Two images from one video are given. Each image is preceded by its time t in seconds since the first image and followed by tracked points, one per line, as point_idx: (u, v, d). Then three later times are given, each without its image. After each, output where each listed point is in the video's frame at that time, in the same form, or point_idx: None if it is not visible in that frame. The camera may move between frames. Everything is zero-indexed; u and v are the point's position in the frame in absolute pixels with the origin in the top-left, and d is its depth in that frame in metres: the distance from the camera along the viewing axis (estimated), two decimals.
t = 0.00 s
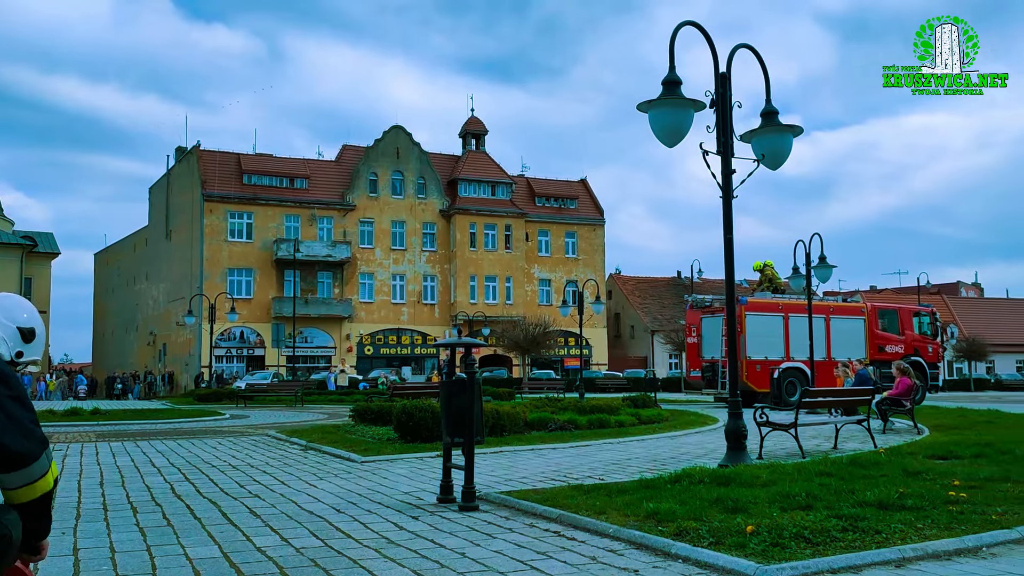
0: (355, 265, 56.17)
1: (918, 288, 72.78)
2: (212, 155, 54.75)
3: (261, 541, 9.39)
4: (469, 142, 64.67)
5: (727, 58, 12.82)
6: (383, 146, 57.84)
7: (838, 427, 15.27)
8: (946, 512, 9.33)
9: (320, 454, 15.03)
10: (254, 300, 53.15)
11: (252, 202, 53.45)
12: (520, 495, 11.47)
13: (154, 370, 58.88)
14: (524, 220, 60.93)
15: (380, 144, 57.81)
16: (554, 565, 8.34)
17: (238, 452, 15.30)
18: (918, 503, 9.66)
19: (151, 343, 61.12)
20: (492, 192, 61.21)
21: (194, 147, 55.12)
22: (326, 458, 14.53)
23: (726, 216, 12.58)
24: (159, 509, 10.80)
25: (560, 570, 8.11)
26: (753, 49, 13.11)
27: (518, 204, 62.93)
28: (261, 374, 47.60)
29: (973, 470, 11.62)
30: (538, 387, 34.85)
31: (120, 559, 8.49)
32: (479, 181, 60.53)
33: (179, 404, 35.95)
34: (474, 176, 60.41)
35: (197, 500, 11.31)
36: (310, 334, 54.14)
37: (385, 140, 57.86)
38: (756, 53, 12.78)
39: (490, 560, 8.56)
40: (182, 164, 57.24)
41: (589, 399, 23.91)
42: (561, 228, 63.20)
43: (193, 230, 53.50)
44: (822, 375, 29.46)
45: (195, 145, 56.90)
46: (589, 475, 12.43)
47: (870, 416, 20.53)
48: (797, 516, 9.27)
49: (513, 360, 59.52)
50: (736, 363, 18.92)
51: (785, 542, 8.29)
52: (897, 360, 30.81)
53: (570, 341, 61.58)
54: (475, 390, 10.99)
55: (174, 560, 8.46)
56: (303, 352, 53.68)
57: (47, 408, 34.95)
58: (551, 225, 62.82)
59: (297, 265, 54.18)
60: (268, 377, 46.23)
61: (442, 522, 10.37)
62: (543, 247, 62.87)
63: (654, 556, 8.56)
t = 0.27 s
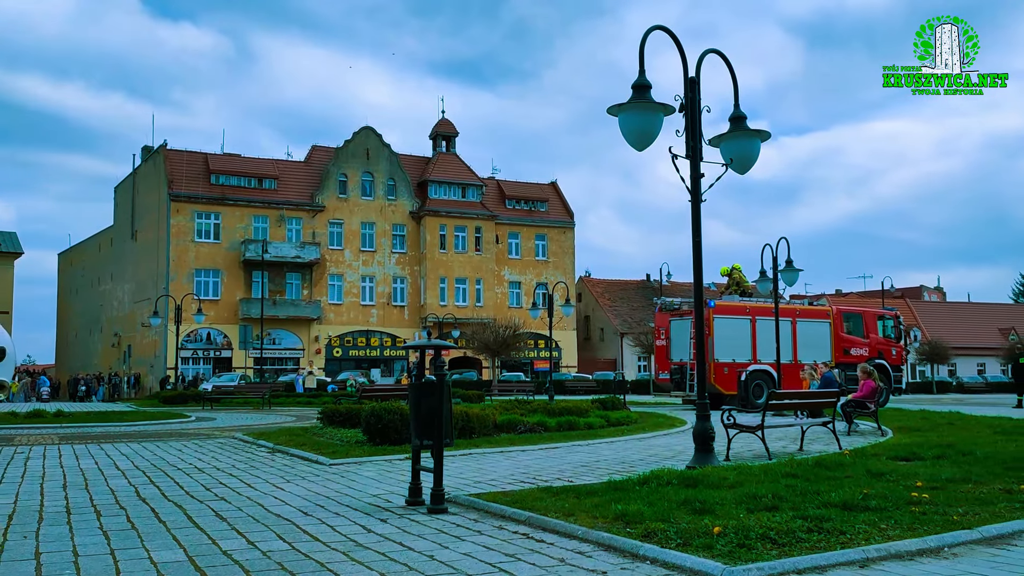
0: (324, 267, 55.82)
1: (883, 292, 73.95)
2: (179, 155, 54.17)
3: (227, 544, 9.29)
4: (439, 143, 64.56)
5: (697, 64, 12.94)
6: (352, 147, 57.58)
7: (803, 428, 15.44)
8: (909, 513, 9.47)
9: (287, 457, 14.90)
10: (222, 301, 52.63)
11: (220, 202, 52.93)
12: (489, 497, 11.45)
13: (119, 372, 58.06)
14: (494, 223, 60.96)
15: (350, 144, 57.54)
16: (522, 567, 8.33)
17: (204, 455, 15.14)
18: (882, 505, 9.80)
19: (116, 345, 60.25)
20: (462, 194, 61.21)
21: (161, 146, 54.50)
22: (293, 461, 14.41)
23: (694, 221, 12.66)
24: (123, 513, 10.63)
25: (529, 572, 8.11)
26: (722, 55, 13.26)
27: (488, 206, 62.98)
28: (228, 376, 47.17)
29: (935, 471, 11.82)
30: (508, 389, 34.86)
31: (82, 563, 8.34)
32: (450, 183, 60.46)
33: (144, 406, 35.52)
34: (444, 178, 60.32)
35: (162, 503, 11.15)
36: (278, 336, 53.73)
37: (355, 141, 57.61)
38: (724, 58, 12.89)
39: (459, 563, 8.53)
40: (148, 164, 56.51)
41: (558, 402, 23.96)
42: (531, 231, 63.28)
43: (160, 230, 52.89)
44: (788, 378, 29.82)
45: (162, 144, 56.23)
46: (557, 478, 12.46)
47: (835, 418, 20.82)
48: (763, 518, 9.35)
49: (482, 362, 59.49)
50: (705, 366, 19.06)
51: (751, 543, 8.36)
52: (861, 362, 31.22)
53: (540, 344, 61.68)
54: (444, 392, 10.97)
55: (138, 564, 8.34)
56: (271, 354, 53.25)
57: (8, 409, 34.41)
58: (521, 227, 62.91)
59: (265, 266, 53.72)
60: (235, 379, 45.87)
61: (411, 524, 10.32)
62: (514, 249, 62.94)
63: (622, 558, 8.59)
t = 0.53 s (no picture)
0: (294, 267, 55.41)
1: (850, 296, 74.94)
2: (147, 153, 53.50)
3: (195, 547, 9.19)
4: (411, 145, 64.33)
5: (669, 68, 13.02)
6: (323, 147, 57.21)
7: (771, 430, 15.60)
8: (875, 514, 9.61)
9: (256, 459, 14.76)
10: (190, 302, 52.04)
11: (188, 202, 52.34)
12: (460, 499, 11.44)
13: (84, 373, 57.16)
14: (466, 224, 60.89)
15: (321, 144, 57.17)
16: (493, 569, 8.33)
17: (172, 457, 14.95)
18: (848, 506, 9.93)
19: (81, 346, 59.30)
20: (434, 196, 61.09)
21: (128, 144, 53.76)
22: (262, 463, 14.28)
23: (666, 224, 12.75)
24: (89, 515, 10.46)
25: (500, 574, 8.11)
26: (693, 59, 13.34)
27: (460, 208, 62.89)
28: (196, 377, 46.62)
29: (900, 473, 12.01)
30: (479, 391, 34.81)
31: (47, 567, 8.20)
32: (421, 184, 60.28)
33: (110, 408, 34.96)
34: (416, 179, 60.12)
35: (129, 506, 11.00)
36: (247, 337, 53.21)
37: (326, 141, 57.24)
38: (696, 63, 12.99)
39: (430, 565, 8.51)
40: (116, 162, 55.72)
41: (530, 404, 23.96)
42: (503, 232, 63.29)
43: (127, 229, 52.18)
44: (757, 380, 30.08)
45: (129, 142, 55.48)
46: (528, 479, 12.47)
47: (803, 420, 21.07)
48: (732, 519, 9.44)
49: (453, 364, 59.41)
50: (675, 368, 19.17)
51: (720, 544, 8.43)
52: (828, 365, 31.52)
53: (511, 346, 61.71)
54: (415, 394, 10.94)
55: (104, 568, 8.21)
56: (239, 354, 52.72)
57: None
58: (492, 229, 62.90)
59: (235, 266, 53.22)
60: (203, 380, 45.35)
61: (381, 527, 10.28)
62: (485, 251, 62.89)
63: (592, 560, 8.63)
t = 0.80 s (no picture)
0: (260, 268, 54.90)
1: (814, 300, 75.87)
2: (111, 152, 52.72)
3: (158, 551, 9.06)
4: (379, 145, 64.02)
5: (637, 73, 13.10)
6: (291, 147, 56.73)
7: (736, 433, 15.77)
8: (837, 515, 9.74)
9: (221, 461, 14.59)
10: (154, 302, 51.32)
11: (153, 201, 51.65)
12: (427, 502, 11.41)
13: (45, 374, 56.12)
14: (434, 226, 60.74)
15: (288, 145, 56.69)
16: (459, 571, 8.32)
17: (135, 459, 14.72)
18: (811, 507, 10.06)
19: (42, 346, 58.20)
20: (402, 197, 60.83)
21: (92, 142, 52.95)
22: (227, 466, 14.12)
23: (633, 227, 12.84)
24: (49, 518, 10.28)
25: None
26: (662, 64, 13.41)
27: (429, 210, 62.69)
28: (160, 378, 45.99)
29: (862, 475, 12.20)
30: (447, 394, 34.75)
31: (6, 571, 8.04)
32: (390, 186, 59.98)
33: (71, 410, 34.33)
34: (384, 181, 59.80)
35: (91, 509, 10.82)
36: (212, 338, 52.58)
37: (294, 142, 56.77)
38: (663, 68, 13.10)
39: (396, 567, 8.48)
40: (79, 160, 54.84)
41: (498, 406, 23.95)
42: (471, 234, 63.22)
43: (90, 228, 51.38)
44: (722, 383, 30.36)
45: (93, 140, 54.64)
46: (495, 482, 12.47)
47: (767, 423, 21.30)
48: (697, 520, 9.52)
49: (421, 366, 59.24)
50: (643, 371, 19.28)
51: (685, 546, 8.50)
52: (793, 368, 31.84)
53: (479, 348, 61.65)
54: (383, 397, 10.88)
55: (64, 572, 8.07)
56: (204, 356, 52.09)
57: None
58: (461, 231, 62.80)
59: (200, 267, 52.59)
60: (167, 381, 44.77)
61: (347, 529, 10.22)
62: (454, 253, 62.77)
63: (558, 561, 8.65)
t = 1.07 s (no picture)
0: (230, 268, 54.39)
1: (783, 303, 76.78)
2: (79, 150, 51.98)
3: (124, 554, 8.94)
4: (351, 146, 63.72)
5: (610, 77, 13.15)
6: (262, 147, 56.27)
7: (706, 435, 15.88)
8: (804, 517, 9.86)
9: (188, 464, 14.42)
10: (121, 302, 50.64)
11: (121, 200, 50.97)
12: (397, 505, 11.36)
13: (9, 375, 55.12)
14: (406, 227, 60.56)
15: (259, 145, 56.22)
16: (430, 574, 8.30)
17: (101, 462, 14.51)
18: (779, 509, 10.17)
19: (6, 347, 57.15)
20: (374, 199, 60.56)
21: (59, 140, 52.15)
22: (195, 468, 13.96)
23: (605, 231, 12.89)
24: (13, 522, 10.09)
25: None
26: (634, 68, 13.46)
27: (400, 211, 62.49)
28: (127, 379, 45.37)
29: (828, 477, 12.37)
30: (417, 396, 34.66)
31: None
32: (361, 187, 59.69)
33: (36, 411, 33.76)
34: (356, 182, 59.49)
35: (56, 512, 10.65)
36: (180, 339, 51.96)
37: (265, 142, 56.31)
38: (635, 73, 13.17)
39: (366, 571, 8.43)
40: (45, 158, 53.98)
41: (469, 408, 23.93)
42: (443, 236, 63.12)
43: (56, 227, 50.60)
44: (692, 386, 30.59)
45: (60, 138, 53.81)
46: (466, 484, 12.46)
47: (736, 425, 21.51)
48: (666, 523, 9.57)
49: (392, 368, 59.00)
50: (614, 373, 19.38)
51: (655, 548, 8.55)
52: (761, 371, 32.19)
53: (450, 350, 61.53)
54: (354, 399, 10.81)
55: None
56: (172, 357, 51.47)
57: None
58: (433, 233, 62.69)
59: (168, 267, 51.98)
60: (134, 382, 44.18)
61: (316, 533, 10.14)
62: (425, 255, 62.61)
63: (528, 564, 8.66)
